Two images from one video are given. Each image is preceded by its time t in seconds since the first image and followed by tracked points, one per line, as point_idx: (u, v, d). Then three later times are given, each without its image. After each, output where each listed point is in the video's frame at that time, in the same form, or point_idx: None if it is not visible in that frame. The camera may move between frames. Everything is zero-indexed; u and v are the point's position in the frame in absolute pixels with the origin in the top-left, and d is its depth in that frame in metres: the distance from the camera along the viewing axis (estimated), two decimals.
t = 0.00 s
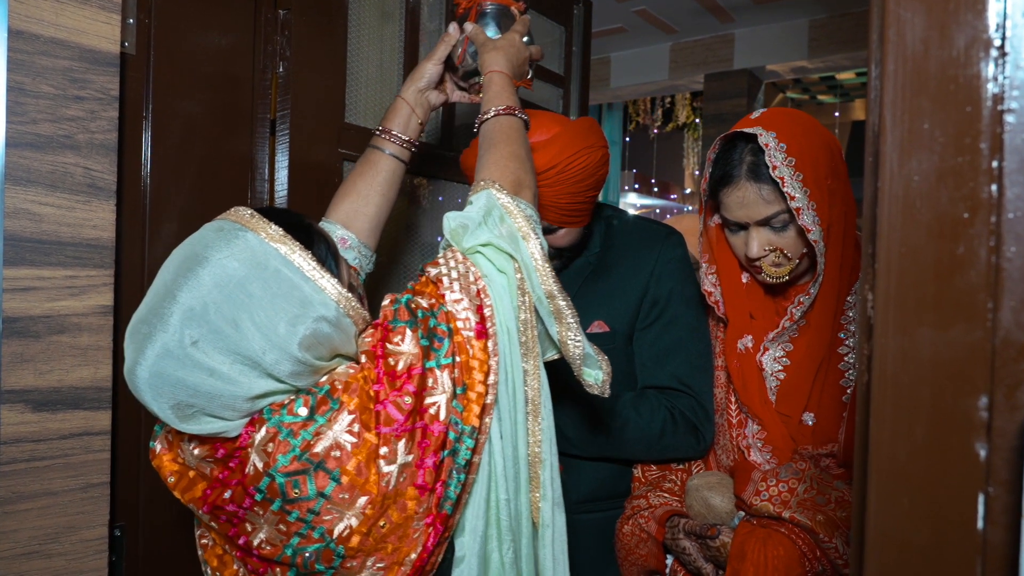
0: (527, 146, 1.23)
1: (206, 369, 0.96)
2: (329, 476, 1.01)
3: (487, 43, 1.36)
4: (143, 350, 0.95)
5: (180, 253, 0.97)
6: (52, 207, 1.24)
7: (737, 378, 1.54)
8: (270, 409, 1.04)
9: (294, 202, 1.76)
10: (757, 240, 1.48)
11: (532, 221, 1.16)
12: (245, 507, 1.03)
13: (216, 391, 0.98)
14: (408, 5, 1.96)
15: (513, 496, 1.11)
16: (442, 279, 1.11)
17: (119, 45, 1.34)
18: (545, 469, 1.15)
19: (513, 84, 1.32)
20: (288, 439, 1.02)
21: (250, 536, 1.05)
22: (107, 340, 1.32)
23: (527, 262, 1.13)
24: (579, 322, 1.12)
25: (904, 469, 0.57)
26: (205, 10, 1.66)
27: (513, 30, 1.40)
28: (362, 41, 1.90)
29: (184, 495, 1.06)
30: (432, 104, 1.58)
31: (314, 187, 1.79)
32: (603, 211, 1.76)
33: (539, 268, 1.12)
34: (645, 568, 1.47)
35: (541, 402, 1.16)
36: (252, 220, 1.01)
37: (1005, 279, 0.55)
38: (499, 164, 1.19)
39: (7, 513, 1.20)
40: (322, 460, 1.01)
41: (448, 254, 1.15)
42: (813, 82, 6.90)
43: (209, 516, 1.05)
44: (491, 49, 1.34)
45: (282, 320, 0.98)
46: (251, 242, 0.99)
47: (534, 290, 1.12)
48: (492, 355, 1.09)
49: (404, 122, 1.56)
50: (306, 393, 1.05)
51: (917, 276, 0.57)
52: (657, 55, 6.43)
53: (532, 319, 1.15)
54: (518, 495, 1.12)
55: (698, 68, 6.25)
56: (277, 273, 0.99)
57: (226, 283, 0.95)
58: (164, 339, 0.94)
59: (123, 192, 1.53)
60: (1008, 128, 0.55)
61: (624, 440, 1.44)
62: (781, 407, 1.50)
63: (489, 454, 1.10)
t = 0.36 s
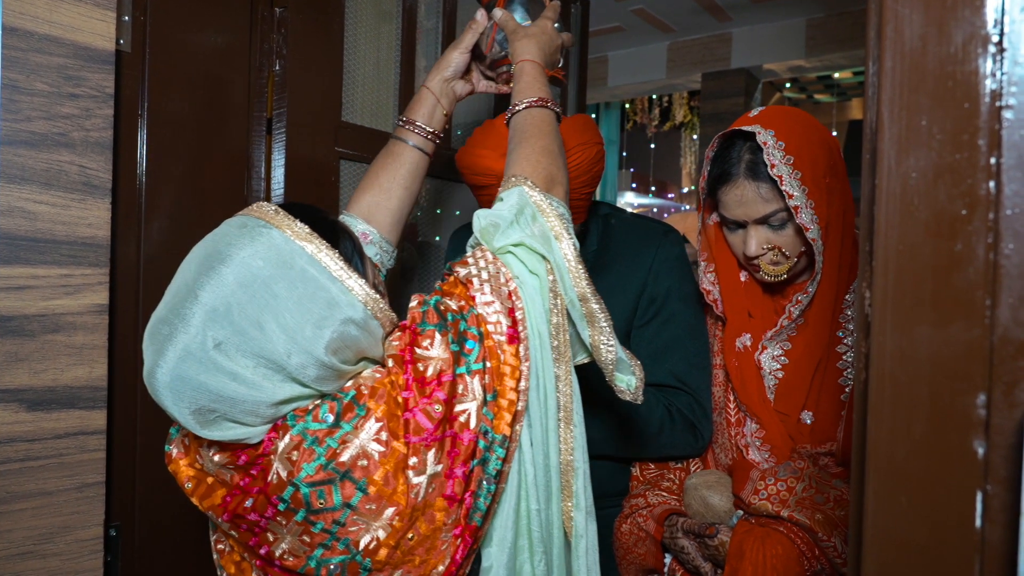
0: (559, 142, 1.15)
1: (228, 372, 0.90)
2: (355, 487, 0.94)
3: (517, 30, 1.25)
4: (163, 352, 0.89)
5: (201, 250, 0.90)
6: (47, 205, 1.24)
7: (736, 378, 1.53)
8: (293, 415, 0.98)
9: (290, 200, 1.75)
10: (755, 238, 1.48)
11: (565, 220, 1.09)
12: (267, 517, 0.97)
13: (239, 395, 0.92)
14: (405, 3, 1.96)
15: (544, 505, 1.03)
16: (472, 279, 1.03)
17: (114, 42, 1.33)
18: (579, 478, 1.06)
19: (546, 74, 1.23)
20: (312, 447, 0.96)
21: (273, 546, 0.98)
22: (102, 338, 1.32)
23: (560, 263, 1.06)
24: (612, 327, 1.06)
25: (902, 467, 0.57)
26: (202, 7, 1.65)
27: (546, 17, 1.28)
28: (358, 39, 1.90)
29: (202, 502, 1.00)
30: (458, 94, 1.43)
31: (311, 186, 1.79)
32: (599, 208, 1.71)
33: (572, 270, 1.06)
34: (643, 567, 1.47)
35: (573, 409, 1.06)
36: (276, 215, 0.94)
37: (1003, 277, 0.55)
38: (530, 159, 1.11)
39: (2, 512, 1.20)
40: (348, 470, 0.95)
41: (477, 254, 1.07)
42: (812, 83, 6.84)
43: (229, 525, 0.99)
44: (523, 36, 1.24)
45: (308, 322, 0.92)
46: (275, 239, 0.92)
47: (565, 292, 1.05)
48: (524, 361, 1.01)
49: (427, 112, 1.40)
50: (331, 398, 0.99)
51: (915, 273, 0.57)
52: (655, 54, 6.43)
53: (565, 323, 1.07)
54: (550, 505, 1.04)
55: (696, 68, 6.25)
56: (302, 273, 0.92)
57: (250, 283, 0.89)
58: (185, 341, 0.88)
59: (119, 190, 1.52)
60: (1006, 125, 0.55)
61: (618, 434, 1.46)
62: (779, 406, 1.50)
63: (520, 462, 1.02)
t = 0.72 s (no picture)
0: (589, 145, 1.11)
1: (249, 380, 0.85)
2: (377, 502, 0.88)
3: (547, 29, 1.22)
4: (182, 358, 0.84)
5: (223, 251, 0.86)
6: (43, 208, 1.23)
7: (734, 381, 1.53)
8: (315, 425, 0.92)
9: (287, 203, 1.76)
10: (752, 242, 1.48)
11: (596, 227, 1.05)
12: (287, 529, 0.91)
13: (260, 405, 0.86)
14: (401, 5, 1.96)
15: (572, 521, 0.98)
16: (501, 284, 0.99)
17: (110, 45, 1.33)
18: (607, 493, 1.01)
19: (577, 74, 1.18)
20: (334, 458, 0.89)
21: (291, 560, 0.93)
22: (98, 342, 1.32)
23: (591, 272, 1.02)
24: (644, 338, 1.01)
25: (897, 470, 0.58)
26: (198, 9, 1.64)
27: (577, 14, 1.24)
28: (355, 42, 1.90)
29: (216, 512, 0.95)
30: (483, 96, 1.35)
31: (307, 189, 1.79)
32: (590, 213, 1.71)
33: (603, 277, 1.01)
34: (642, 570, 1.47)
35: (602, 422, 1.01)
36: (299, 216, 0.90)
37: (996, 280, 0.55)
38: (561, 162, 1.07)
39: None
40: (371, 483, 0.88)
41: (505, 259, 1.02)
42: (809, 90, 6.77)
43: (245, 536, 0.94)
44: (554, 34, 1.20)
45: (334, 328, 0.86)
46: (299, 240, 0.87)
47: (596, 301, 1.01)
48: (554, 372, 0.96)
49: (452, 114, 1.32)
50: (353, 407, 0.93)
51: (909, 276, 0.57)
52: (651, 57, 6.43)
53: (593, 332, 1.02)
54: (577, 521, 0.99)
55: (692, 71, 6.26)
56: (327, 276, 0.87)
57: (274, 286, 0.84)
58: (205, 346, 0.83)
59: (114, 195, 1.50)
60: (999, 130, 0.55)
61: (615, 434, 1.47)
62: (778, 409, 1.50)
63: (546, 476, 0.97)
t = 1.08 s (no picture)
0: (623, 147, 1.11)
1: (272, 381, 0.84)
2: (401, 512, 0.86)
3: (581, 27, 1.23)
4: (204, 357, 0.83)
5: (247, 249, 0.85)
6: (43, 209, 1.23)
7: (735, 382, 1.54)
8: (337, 432, 0.90)
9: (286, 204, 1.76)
10: (754, 244, 1.49)
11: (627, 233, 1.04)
12: (306, 537, 0.89)
13: (282, 406, 0.85)
14: (401, 6, 1.96)
15: (598, 535, 0.96)
16: (530, 288, 0.97)
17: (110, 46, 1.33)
18: (635, 509, 0.99)
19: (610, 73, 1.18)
20: (357, 465, 0.88)
21: (308, 569, 0.90)
22: (98, 343, 1.32)
23: (621, 278, 1.01)
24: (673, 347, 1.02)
25: (900, 471, 0.58)
26: (198, 10, 1.63)
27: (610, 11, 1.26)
28: (354, 43, 1.91)
29: (235, 518, 0.94)
30: (511, 95, 1.30)
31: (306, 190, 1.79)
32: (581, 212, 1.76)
33: (633, 284, 1.01)
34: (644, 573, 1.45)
35: (631, 433, 1.00)
36: (325, 216, 0.89)
37: (998, 281, 0.55)
38: (592, 164, 1.07)
39: None
40: (394, 491, 0.87)
41: (534, 262, 1.01)
42: (806, 89, 6.79)
43: (263, 542, 0.92)
44: (588, 32, 1.21)
45: (358, 329, 0.85)
46: (325, 240, 0.86)
47: (626, 309, 1.00)
48: (582, 382, 0.94)
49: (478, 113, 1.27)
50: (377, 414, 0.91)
51: (912, 277, 0.58)
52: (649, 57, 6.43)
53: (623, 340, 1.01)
54: (603, 535, 0.96)
55: (690, 71, 6.26)
56: (352, 276, 0.86)
57: (299, 285, 0.83)
58: (227, 346, 0.82)
59: (113, 196, 1.50)
60: (1001, 131, 0.55)
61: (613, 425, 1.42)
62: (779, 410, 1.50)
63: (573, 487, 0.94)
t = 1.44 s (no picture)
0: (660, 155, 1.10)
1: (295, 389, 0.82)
2: (425, 523, 0.85)
3: (620, 30, 1.21)
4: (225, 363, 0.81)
5: (269, 254, 0.83)
6: (48, 213, 1.23)
7: (741, 384, 1.54)
8: (360, 438, 0.88)
9: (289, 208, 1.76)
10: (760, 249, 1.48)
11: (661, 242, 1.02)
12: (325, 546, 0.86)
13: (305, 414, 0.83)
14: (405, 10, 1.96)
15: (625, 553, 0.95)
16: (561, 298, 0.97)
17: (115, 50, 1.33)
18: (664, 525, 0.96)
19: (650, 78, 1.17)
20: (380, 474, 0.86)
21: None
22: (103, 347, 1.32)
23: (654, 288, 0.99)
24: (707, 362, 0.99)
25: (910, 476, 0.58)
26: (202, 15, 1.64)
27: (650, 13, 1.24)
28: (357, 47, 1.91)
29: (251, 523, 0.91)
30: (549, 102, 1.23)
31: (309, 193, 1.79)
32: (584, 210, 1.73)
33: (668, 295, 0.99)
34: None
35: (661, 450, 0.98)
36: (348, 219, 0.87)
37: (1010, 287, 0.55)
38: (628, 170, 1.06)
39: (2, 522, 1.18)
40: (418, 502, 0.85)
41: (564, 269, 1.01)
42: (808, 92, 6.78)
43: (281, 550, 0.89)
44: (628, 36, 1.19)
45: (383, 336, 0.83)
46: (348, 244, 0.84)
47: (658, 319, 0.98)
48: (612, 394, 0.93)
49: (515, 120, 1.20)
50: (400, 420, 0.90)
51: (923, 283, 0.58)
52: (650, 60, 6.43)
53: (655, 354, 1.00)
54: (631, 555, 0.95)
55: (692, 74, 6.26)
56: (376, 281, 0.84)
57: (321, 291, 0.81)
58: (249, 353, 0.80)
59: (118, 199, 1.50)
60: (1012, 137, 0.55)
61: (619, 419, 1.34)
62: (786, 415, 1.49)
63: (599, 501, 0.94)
